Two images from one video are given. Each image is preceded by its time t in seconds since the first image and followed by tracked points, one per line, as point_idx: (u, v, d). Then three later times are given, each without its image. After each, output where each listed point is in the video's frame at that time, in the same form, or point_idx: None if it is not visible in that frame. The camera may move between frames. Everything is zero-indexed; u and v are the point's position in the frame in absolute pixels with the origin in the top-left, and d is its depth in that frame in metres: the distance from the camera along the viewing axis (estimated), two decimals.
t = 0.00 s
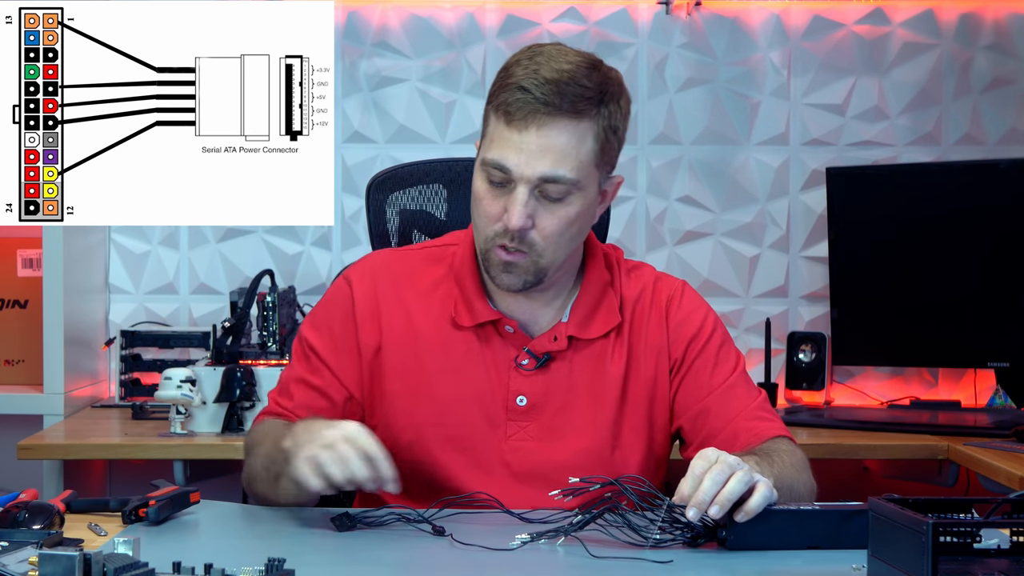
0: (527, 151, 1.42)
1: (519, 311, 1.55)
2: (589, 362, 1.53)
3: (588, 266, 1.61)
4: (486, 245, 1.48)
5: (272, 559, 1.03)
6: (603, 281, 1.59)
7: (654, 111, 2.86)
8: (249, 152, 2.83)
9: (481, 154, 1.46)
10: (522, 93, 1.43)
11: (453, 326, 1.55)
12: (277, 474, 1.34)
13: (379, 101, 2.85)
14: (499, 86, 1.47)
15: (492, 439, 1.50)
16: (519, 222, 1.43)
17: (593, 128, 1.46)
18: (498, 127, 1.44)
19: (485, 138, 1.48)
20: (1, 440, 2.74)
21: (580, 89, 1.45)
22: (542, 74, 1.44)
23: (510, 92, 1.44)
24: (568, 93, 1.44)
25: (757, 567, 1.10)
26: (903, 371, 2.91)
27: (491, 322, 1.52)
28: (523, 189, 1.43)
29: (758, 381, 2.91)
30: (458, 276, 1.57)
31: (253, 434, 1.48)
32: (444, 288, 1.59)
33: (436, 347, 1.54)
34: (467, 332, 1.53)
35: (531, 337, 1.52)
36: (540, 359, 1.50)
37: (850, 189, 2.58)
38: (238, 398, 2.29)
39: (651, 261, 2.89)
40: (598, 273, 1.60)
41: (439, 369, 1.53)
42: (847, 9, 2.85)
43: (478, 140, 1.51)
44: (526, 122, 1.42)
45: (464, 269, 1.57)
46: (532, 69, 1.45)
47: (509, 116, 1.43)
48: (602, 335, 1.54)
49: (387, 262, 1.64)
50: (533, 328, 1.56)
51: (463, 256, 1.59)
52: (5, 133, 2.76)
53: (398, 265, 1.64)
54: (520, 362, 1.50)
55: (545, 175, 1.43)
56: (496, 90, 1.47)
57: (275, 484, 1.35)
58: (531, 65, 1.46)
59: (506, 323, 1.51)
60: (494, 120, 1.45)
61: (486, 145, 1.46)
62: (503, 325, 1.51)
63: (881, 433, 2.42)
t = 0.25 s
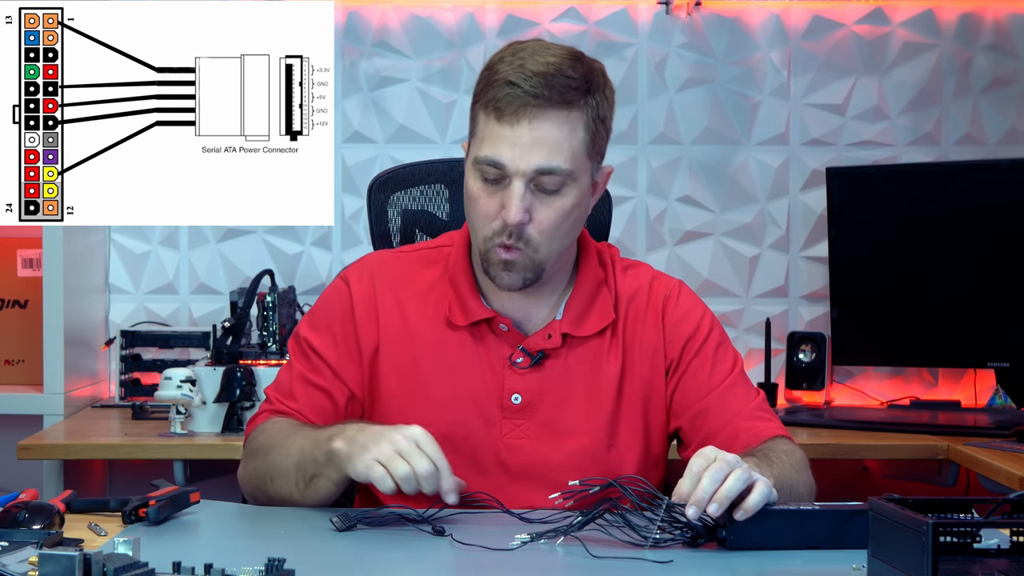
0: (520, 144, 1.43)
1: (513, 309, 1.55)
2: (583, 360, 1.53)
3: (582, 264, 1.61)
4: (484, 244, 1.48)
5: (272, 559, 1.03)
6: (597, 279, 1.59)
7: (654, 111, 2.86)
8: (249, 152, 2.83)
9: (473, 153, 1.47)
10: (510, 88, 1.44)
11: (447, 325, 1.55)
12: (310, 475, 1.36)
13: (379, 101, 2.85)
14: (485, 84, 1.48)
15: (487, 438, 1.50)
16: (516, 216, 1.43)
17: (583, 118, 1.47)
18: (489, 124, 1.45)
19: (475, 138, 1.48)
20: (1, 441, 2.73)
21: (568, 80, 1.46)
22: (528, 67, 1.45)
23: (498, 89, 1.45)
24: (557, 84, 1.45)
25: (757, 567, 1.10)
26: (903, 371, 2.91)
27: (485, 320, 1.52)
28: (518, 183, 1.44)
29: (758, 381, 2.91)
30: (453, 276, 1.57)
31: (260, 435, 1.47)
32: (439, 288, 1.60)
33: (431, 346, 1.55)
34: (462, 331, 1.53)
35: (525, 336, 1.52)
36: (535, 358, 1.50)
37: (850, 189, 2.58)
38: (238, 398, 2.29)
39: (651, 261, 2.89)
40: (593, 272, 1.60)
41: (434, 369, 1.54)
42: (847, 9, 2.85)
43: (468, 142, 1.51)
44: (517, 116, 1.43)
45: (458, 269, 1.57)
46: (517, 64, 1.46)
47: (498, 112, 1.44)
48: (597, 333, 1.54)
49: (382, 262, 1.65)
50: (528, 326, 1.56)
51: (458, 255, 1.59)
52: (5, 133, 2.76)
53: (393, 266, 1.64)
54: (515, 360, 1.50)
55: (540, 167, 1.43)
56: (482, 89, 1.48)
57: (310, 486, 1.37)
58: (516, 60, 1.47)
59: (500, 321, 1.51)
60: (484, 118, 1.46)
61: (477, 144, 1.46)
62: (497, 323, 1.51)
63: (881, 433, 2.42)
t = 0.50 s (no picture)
0: (521, 120, 1.44)
1: (514, 309, 1.55)
2: (583, 360, 1.53)
3: (581, 262, 1.61)
4: (493, 227, 1.47)
5: (272, 559, 1.03)
6: (596, 278, 1.59)
7: (654, 111, 2.86)
8: (249, 152, 2.83)
9: (472, 139, 1.47)
10: (503, 68, 1.46)
11: (448, 326, 1.55)
12: (320, 485, 1.35)
13: (379, 101, 2.85)
14: (475, 73, 1.49)
15: (488, 438, 1.50)
16: (524, 192, 1.43)
17: (578, 92, 1.48)
18: (486, 107, 1.45)
19: (471, 126, 1.48)
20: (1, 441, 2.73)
21: (559, 56, 1.48)
22: (518, 47, 1.47)
23: (492, 72, 1.46)
24: (550, 59, 1.46)
25: (757, 567, 1.10)
26: (903, 371, 2.91)
27: (485, 320, 1.52)
28: (523, 160, 1.44)
29: (758, 381, 2.92)
30: (453, 277, 1.57)
31: (267, 440, 1.48)
32: (439, 289, 1.60)
33: (432, 347, 1.55)
34: (463, 332, 1.53)
35: (526, 336, 1.52)
36: (535, 358, 1.50)
37: (850, 189, 2.58)
38: (238, 398, 2.29)
39: (651, 261, 2.89)
40: (592, 271, 1.60)
41: (435, 370, 1.54)
42: (847, 9, 2.85)
43: (464, 134, 1.51)
44: (515, 93, 1.44)
45: (459, 270, 1.57)
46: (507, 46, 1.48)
47: (495, 93, 1.45)
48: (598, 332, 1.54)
49: (381, 263, 1.65)
50: (528, 326, 1.56)
51: (457, 257, 1.59)
52: (5, 133, 2.76)
53: (392, 267, 1.64)
54: (515, 360, 1.50)
55: (542, 140, 1.44)
56: (473, 77, 1.49)
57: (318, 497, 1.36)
58: (504, 45, 1.49)
59: (500, 321, 1.51)
60: (479, 104, 1.47)
61: (475, 130, 1.47)
62: (497, 323, 1.51)
63: (881, 433, 2.42)
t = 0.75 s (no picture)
0: (525, 105, 1.50)
1: (514, 308, 1.57)
2: (584, 360, 1.53)
3: (580, 262, 1.61)
4: (497, 214, 1.50)
5: (272, 559, 1.02)
6: (595, 278, 1.59)
7: (654, 111, 2.86)
8: (249, 152, 2.83)
9: (477, 126, 1.52)
10: (506, 57, 1.53)
11: (449, 325, 1.55)
12: (319, 477, 1.35)
13: (379, 101, 2.85)
14: (478, 67, 1.56)
15: (489, 438, 1.50)
16: (529, 174, 1.48)
17: (578, 83, 1.55)
18: (489, 95, 1.52)
19: (474, 116, 1.54)
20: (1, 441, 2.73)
21: (560, 49, 1.55)
22: (520, 38, 1.55)
23: (494, 62, 1.53)
24: (551, 51, 1.54)
25: (757, 567, 1.10)
26: (903, 371, 2.91)
27: (486, 320, 1.52)
28: (526, 144, 1.50)
29: (758, 381, 2.91)
30: (454, 276, 1.57)
31: (266, 437, 1.48)
32: (439, 289, 1.60)
33: (433, 346, 1.55)
34: (463, 331, 1.53)
35: (526, 336, 1.52)
36: (536, 358, 1.50)
37: (850, 189, 2.58)
38: (238, 398, 2.29)
39: (651, 261, 2.89)
40: (592, 271, 1.60)
41: (436, 369, 1.54)
42: (847, 9, 2.85)
43: (467, 126, 1.57)
44: (519, 80, 1.51)
45: (460, 270, 1.57)
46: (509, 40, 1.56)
47: (498, 81, 1.52)
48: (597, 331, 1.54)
49: (381, 263, 1.65)
50: (528, 326, 1.57)
51: (458, 257, 1.60)
52: (5, 133, 2.76)
53: (392, 267, 1.64)
54: (516, 360, 1.50)
55: (545, 125, 1.50)
56: (476, 70, 1.55)
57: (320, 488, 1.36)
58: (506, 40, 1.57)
59: (500, 321, 1.51)
60: (483, 93, 1.53)
61: (479, 119, 1.53)
62: (498, 323, 1.51)
63: (881, 433, 2.42)
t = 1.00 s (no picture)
0: (528, 103, 1.50)
1: (514, 308, 1.57)
2: (585, 360, 1.53)
3: (581, 262, 1.61)
4: (500, 214, 1.50)
5: (272, 559, 1.02)
6: (596, 278, 1.59)
7: (654, 111, 2.86)
8: (249, 152, 2.83)
9: (480, 125, 1.52)
10: (509, 56, 1.53)
11: (450, 326, 1.55)
12: (320, 474, 1.35)
13: (379, 101, 2.85)
14: (480, 66, 1.56)
15: (490, 439, 1.50)
16: (533, 173, 1.48)
17: (581, 82, 1.56)
18: (493, 94, 1.52)
19: (477, 115, 1.54)
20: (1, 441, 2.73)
21: (562, 49, 1.56)
22: (522, 38, 1.55)
23: (497, 61, 1.53)
24: (554, 50, 1.54)
25: (757, 567, 1.10)
26: (903, 371, 2.91)
27: (487, 320, 1.52)
28: (530, 142, 1.50)
29: (758, 381, 2.91)
30: (456, 276, 1.57)
31: (267, 435, 1.48)
32: (440, 289, 1.60)
33: (434, 346, 1.55)
34: (465, 331, 1.53)
35: (527, 337, 1.52)
36: (537, 358, 1.50)
37: (850, 189, 2.58)
38: (238, 398, 2.29)
39: (651, 261, 2.89)
40: (592, 271, 1.60)
41: (437, 369, 1.54)
42: (847, 9, 2.85)
43: (469, 125, 1.57)
44: (522, 78, 1.51)
45: (461, 270, 1.58)
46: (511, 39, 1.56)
47: (501, 79, 1.52)
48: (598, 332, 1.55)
49: (383, 263, 1.65)
50: (529, 326, 1.57)
51: (459, 258, 1.60)
52: (5, 133, 2.76)
53: (393, 266, 1.64)
54: (516, 361, 1.50)
55: (549, 123, 1.50)
56: (478, 70, 1.56)
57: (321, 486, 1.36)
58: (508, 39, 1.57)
59: (501, 322, 1.51)
60: (486, 92, 1.53)
61: (482, 118, 1.53)
62: (498, 323, 1.51)
63: (881, 433, 2.42)
